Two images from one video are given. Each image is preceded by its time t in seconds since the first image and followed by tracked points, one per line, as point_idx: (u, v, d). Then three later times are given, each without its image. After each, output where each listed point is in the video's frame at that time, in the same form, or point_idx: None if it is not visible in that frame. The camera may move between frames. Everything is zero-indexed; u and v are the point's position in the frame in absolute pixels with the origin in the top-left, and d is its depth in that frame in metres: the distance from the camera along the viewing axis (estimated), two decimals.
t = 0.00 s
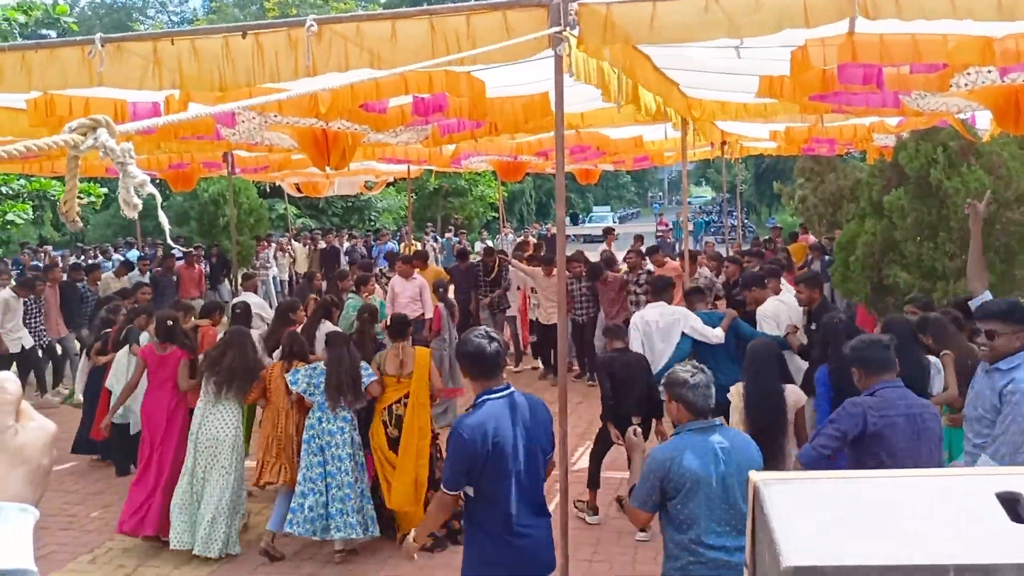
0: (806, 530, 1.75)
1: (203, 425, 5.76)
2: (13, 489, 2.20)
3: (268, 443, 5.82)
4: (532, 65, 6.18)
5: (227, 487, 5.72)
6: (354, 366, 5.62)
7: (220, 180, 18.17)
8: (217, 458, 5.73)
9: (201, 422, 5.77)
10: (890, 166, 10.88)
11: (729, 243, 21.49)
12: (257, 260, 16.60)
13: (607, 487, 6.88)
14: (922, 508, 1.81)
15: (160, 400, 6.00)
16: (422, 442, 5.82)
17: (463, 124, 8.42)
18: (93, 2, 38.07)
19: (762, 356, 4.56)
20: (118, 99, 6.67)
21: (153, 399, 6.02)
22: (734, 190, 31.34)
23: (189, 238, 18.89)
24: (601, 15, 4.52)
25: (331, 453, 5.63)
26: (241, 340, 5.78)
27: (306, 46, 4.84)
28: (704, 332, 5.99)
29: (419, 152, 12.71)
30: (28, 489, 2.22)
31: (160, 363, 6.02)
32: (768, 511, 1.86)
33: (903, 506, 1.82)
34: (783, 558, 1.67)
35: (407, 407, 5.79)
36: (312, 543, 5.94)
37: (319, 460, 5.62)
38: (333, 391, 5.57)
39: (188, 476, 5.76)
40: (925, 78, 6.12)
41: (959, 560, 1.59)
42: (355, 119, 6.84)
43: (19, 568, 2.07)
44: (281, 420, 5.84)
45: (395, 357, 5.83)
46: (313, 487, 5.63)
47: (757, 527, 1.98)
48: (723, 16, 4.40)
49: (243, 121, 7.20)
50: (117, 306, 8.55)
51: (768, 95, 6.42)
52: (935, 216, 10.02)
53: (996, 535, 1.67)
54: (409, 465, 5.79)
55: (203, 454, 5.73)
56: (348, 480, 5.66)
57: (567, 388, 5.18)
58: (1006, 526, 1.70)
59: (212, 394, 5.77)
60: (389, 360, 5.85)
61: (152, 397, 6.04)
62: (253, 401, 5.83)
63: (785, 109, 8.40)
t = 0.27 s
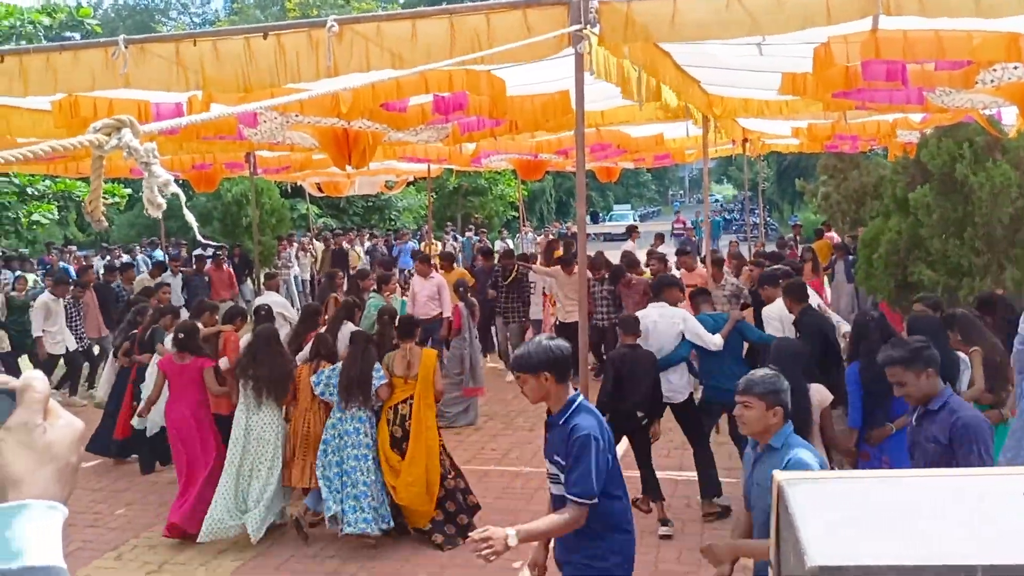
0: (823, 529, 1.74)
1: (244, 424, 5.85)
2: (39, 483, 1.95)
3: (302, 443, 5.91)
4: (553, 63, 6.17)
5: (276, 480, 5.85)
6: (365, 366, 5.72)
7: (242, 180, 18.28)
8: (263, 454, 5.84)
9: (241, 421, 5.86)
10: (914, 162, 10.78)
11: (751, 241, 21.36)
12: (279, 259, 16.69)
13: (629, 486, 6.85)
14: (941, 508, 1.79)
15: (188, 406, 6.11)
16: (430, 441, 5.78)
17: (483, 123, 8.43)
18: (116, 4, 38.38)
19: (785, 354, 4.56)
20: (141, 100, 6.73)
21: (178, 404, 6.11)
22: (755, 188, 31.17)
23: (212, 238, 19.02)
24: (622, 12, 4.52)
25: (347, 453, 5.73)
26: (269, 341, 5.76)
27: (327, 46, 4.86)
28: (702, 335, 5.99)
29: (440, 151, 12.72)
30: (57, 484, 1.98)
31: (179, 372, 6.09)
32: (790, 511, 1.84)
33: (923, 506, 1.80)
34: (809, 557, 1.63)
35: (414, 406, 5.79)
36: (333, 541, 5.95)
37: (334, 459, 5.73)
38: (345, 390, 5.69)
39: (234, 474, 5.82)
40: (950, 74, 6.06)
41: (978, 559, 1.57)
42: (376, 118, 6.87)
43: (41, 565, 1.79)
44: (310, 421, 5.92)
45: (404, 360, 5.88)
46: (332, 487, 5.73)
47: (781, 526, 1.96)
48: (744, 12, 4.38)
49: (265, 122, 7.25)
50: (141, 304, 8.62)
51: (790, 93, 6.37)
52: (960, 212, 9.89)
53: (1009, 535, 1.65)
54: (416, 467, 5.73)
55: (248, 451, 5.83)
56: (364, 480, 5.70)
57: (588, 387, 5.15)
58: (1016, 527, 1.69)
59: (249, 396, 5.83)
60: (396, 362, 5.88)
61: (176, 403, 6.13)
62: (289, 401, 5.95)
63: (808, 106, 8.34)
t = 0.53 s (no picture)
0: (862, 526, 1.71)
1: (283, 409, 6.22)
2: (93, 481, 1.59)
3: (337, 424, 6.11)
4: (585, 57, 6.14)
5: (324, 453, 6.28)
6: (403, 357, 5.83)
7: (276, 178, 18.42)
8: (306, 433, 6.23)
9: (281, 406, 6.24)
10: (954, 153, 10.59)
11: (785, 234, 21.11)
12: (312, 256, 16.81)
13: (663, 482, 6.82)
14: (984, 504, 1.75)
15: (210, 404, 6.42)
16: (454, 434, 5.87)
17: (514, 118, 8.42)
18: (151, 4, 38.86)
19: (823, 348, 4.51)
20: (177, 99, 6.81)
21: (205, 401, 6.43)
22: (790, 181, 30.82)
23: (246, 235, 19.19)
24: (654, 5, 4.45)
25: (386, 442, 5.91)
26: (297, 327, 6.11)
27: (359, 44, 4.87)
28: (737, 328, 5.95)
29: (471, 147, 12.73)
30: (107, 481, 1.61)
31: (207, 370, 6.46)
32: (831, 509, 1.82)
33: (966, 502, 1.77)
34: (850, 555, 1.60)
35: (443, 398, 5.84)
36: (368, 536, 5.98)
37: (369, 445, 5.91)
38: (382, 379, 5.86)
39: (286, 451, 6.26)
40: (991, 63, 5.93)
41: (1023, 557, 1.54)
42: (408, 115, 6.88)
43: (97, 564, 1.53)
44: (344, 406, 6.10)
45: (445, 352, 5.95)
46: (366, 472, 5.94)
47: (821, 524, 1.93)
48: (780, 4, 4.33)
49: (299, 119, 7.30)
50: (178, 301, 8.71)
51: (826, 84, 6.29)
52: (1000, 203, 9.67)
53: None
54: (439, 457, 5.87)
55: (291, 432, 6.20)
56: (394, 467, 5.90)
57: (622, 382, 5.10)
58: None
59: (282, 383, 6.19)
60: (437, 354, 5.95)
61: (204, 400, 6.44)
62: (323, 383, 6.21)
63: (844, 97, 8.22)
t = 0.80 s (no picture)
0: (878, 526, 1.71)
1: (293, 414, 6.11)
2: (123, 483, 1.46)
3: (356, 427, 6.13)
4: (597, 57, 6.14)
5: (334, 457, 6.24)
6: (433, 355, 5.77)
7: (287, 177, 18.44)
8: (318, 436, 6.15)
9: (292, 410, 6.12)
10: (968, 152, 10.52)
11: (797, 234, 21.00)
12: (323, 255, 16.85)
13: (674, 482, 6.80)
14: (1005, 505, 1.74)
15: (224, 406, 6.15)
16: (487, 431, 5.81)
17: (526, 118, 8.42)
18: (163, 4, 38.98)
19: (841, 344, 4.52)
20: (191, 99, 6.83)
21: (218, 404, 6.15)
22: (802, 180, 30.68)
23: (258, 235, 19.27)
24: (668, 5, 4.41)
25: (413, 436, 5.85)
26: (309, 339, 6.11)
27: (373, 44, 4.88)
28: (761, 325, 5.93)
29: (483, 146, 12.74)
30: (137, 483, 1.49)
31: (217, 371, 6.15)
32: (846, 509, 1.81)
33: (980, 502, 1.76)
34: (866, 556, 1.60)
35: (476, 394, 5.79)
36: (379, 535, 5.99)
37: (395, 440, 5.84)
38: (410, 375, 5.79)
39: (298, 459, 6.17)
40: (1007, 61, 5.89)
41: None
42: (421, 114, 6.89)
43: (132, 567, 1.42)
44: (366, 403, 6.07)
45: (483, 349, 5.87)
46: (390, 465, 5.85)
47: (837, 524, 1.93)
48: (795, 3, 4.32)
49: (311, 119, 7.32)
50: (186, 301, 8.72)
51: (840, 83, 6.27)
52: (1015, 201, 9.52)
53: None
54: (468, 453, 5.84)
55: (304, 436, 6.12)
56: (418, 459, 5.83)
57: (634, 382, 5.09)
58: None
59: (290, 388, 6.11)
60: (477, 349, 5.89)
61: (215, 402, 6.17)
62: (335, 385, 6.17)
63: (858, 96, 8.18)
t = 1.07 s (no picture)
0: (887, 527, 1.71)
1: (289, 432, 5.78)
2: (146, 492, 1.54)
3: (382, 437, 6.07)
4: (602, 58, 6.15)
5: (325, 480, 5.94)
6: (469, 364, 5.74)
7: (291, 180, 18.46)
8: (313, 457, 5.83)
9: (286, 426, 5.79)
10: (972, 153, 10.50)
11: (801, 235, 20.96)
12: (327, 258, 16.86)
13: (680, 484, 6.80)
14: (1015, 507, 1.74)
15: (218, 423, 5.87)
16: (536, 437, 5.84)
17: (530, 120, 8.43)
18: (167, 7, 39.04)
19: (849, 343, 4.50)
20: (196, 102, 6.85)
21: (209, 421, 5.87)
22: (806, 181, 30.62)
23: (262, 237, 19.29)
24: (673, 6, 4.40)
25: (445, 447, 5.71)
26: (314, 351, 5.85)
27: (378, 47, 4.89)
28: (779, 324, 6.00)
29: (487, 148, 12.74)
30: (160, 491, 1.57)
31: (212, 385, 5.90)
32: (855, 511, 1.81)
33: (990, 503, 1.77)
34: (876, 559, 1.59)
35: (524, 399, 5.82)
36: (385, 538, 6.01)
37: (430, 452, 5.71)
38: (445, 388, 5.68)
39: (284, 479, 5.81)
40: (1012, 61, 5.88)
41: None
42: (425, 117, 6.90)
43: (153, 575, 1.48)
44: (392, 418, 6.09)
45: (524, 353, 5.90)
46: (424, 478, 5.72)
47: (845, 526, 1.93)
48: (800, 4, 4.32)
49: (317, 123, 7.34)
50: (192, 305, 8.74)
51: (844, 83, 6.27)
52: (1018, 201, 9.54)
53: None
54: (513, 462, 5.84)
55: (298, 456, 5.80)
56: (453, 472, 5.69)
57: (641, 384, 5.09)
58: None
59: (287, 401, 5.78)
60: (517, 355, 5.90)
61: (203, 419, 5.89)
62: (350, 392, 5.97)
63: (863, 96, 8.17)
